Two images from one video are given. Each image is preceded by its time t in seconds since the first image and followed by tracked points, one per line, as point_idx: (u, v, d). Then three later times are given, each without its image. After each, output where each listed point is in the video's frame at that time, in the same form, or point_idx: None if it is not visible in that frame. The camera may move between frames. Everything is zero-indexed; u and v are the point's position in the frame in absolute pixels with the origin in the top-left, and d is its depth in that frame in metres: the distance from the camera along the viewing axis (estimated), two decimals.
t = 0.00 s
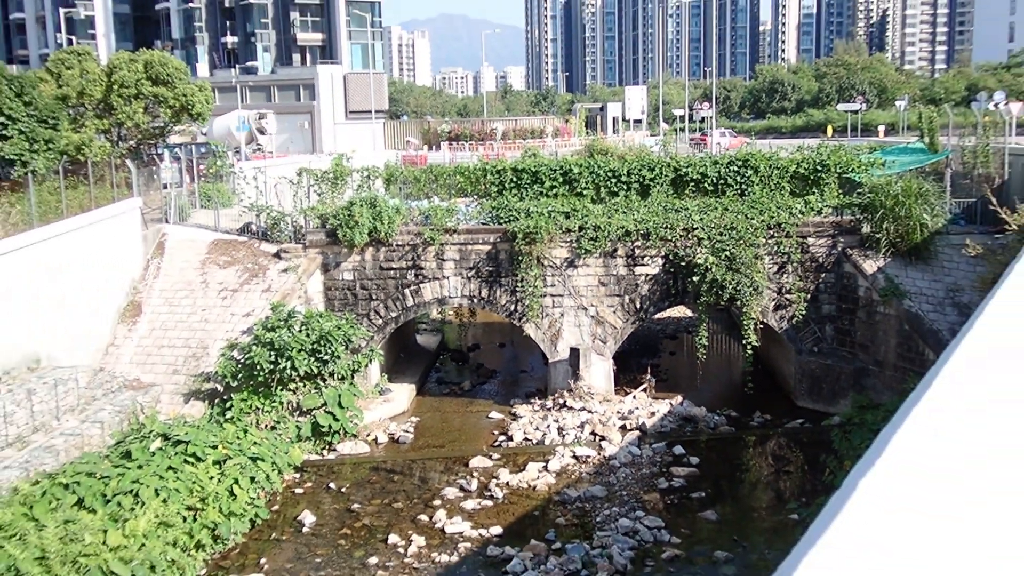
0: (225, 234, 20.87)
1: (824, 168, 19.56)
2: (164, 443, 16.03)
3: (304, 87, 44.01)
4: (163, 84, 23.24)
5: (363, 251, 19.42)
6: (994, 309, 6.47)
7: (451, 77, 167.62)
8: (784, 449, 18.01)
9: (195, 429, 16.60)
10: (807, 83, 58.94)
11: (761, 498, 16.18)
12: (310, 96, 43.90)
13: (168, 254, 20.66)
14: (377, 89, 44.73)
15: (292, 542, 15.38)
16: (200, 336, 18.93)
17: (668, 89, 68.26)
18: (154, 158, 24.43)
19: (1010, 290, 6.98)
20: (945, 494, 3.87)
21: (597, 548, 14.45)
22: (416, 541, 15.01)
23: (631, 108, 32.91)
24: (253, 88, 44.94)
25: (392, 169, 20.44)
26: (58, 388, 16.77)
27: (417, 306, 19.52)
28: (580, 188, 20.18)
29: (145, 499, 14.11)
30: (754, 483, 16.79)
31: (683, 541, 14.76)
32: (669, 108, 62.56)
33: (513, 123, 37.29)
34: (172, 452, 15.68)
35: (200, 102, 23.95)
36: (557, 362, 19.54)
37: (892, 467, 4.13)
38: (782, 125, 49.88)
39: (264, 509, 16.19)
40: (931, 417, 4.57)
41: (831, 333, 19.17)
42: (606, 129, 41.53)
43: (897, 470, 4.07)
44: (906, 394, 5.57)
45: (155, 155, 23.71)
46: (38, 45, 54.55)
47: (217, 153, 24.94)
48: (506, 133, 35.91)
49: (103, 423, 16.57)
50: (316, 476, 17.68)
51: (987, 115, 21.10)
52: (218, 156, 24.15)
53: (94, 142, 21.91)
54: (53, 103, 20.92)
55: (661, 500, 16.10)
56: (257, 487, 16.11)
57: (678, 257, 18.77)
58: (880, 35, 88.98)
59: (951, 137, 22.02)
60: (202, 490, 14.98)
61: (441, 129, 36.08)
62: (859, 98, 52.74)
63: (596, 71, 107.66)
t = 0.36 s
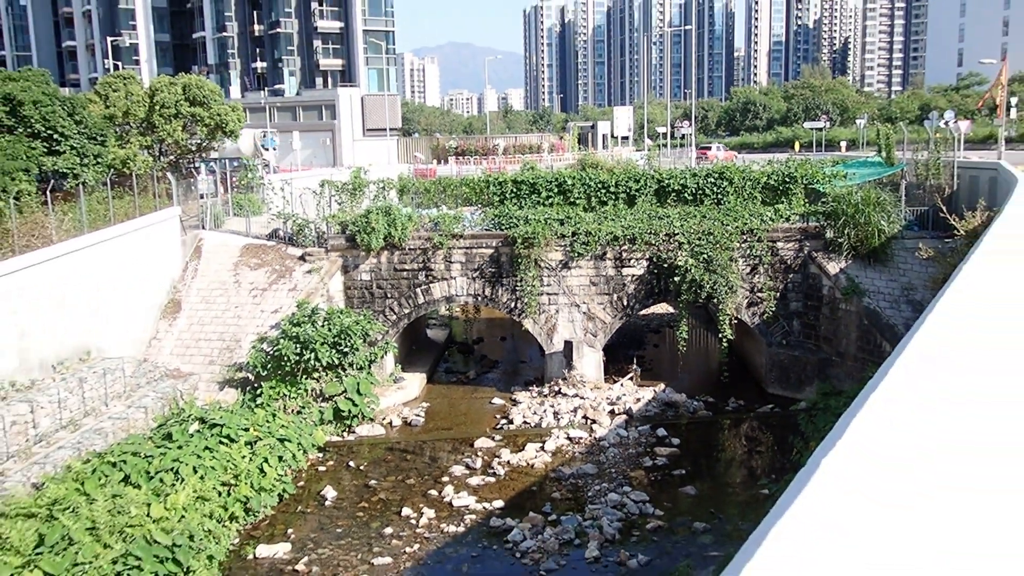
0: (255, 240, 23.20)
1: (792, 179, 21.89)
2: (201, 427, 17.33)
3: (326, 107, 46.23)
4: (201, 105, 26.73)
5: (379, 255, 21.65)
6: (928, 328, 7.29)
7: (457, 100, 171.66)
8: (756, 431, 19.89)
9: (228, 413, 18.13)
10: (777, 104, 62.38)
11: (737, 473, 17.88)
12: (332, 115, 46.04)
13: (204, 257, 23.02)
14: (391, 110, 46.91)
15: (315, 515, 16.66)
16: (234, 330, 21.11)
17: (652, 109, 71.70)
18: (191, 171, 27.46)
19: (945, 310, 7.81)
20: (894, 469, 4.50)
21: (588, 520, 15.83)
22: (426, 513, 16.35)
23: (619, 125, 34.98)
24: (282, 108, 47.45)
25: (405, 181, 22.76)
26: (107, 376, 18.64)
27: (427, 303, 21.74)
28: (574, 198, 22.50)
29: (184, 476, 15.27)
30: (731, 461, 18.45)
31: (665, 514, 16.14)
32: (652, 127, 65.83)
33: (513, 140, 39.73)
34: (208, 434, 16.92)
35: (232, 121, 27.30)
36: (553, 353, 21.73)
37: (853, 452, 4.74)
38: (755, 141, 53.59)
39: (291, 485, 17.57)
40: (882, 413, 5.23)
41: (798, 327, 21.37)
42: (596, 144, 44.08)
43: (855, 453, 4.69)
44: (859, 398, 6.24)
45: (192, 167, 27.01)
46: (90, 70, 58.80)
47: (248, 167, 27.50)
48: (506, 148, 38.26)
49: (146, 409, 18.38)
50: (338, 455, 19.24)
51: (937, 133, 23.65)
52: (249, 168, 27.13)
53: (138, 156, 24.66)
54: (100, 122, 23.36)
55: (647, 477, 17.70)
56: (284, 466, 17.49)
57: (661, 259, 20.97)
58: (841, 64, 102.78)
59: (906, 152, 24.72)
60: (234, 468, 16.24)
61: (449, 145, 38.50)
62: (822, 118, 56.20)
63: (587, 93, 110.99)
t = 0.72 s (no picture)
0: (267, 240, 23.81)
1: (789, 181, 22.47)
2: (215, 422, 17.86)
3: (336, 111, 46.39)
4: (215, 109, 27.39)
5: (387, 255, 22.23)
6: (917, 330, 7.62)
7: (463, 105, 172.83)
8: (755, 427, 20.39)
9: (242, 410, 18.68)
10: (773, 107, 63.15)
11: (735, 467, 18.43)
12: (340, 118, 46.19)
13: (218, 257, 23.66)
14: (399, 110, 47.67)
15: (325, 508, 17.20)
16: (246, 329, 21.69)
17: (652, 112, 72.45)
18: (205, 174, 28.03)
19: (933, 311, 8.17)
20: (889, 459, 4.80)
21: (591, 513, 16.38)
22: (433, 507, 16.89)
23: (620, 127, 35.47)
24: (293, 113, 47.88)
25: (412, 184, 23.36)
26: (124, 373, 19.22)
27: (433, 302, 22.32)
28: (577, 200, 23.08)
29: (199, 470, 15.81)
30: (730, 456, 18.98)
31: (666, 507, 16.71)
32: (652, 130, 66.56)
33: (517, 142, 40.29)
34: (222, 430, 17.44)
35: (245, 124, 27.88)
36: (556, 351, 22.26)
37: (850, 444, 5.04)
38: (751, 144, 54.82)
39: (302, 479, 18.11)
40: (877, 409, 5.54)
41: (796, 325, 21.85)
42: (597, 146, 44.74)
43: (852, 447, 4.99)
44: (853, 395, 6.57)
45: (206, 170, 27.67)
46: (109, 76, 59.40)
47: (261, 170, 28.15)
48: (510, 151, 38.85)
49: (162, 405, 18.93)
50: (347, 451, 19.80)
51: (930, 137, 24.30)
52: (261, 170, 27.73)
53: (153, 160, 25.33)
54: (118, 127, 24.28)
55: (647, 471, 18.24)
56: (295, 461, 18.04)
57: (662, 260, 21.50)
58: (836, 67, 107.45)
59: (900, 155, 25.35)
60: (247, 464, 16.77)
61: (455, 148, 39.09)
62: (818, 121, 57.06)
63: (589, 95, 111.47)
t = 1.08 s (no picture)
0: (267, 257, 23.77)
1: (788, 202, 22.58)
2: (211, 440, 17.75)
3: (337, 129, 47.00)
4: (216, 127, 27.75)
5: (387, 273, 22.21)
6: (914, 354, 7.54)
7: (464, 124, 173.78)
8: (755, 447, 20.30)
9: (239, 428, 18.55)
10: (773, 126, 63.45)
11: (734, 487, 18.33)
12: (342, 136, 46.94)
13: (216, 274, 23.59)
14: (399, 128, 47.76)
15: (322, 527, 17.05)
16: (244, 346, 21.60)
17: (652, 133, 72.82)
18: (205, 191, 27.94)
19: (931, 334, 8.09)
20: (887, 491, 4.70)
21: (589, 534, 16.26)
22: (430, 527, 16.77)
23: (620, 146, 35.60)
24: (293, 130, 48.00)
25: (412, 201, 23.37)
26: (121, 390, 19.12)
27: (432, 320, 22.27)
28: (576, 218, 23.13)
29: (195, 488, 15.70)
30: (729, 476, 18.89)
31: (664, 528, 16.61)
32: (652, 149, 66.92)
33: (516, 161, 40.41)
34: (219, 448, 17.34)
35: (247, 142, 28.39)
36: (555, 370, 22.21)
37: (848, 473, 4.94)
38: (751, 163, 55.28)
39: (298, 498, 17.97)
40: (875, 437, 5.44)
41: (795, 344, 21.77)
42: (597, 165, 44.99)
43: (851, 475, 4.90)
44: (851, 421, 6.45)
45: (206, 187, 27.67)
46: (110, 92, 59.37)
47: (262, 187, 28.21)
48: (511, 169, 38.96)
49: (159, 422, 18.80)
50: (344, 469, 19.66)
51: (927, 156, 24.34)
52: (261, 188, 27.72)
53: (154, 176, 25.41)
54: (119, 144, 24.30)
55: (647, 492, 18.13)
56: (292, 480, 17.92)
57: (661, 279, 21.49)
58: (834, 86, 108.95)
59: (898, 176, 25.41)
60: (243, 482, 16.67)
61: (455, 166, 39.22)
62: (817, 140, 57.36)
63: (590, 115, 112.25)
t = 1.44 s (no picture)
0: (272, 308, 23.85)
1: (792, 247, 22.66)
2: (216, 493, 17.66)
3: (342, 179, 46.68)
4: (224, 179, 28.12)
5: (392, 322, 22.24)
6: (924, 407, 7.39)
7: (469, 173, 175.41)
8: (765, 495, 20.03)
9: (243, 481, 18.42)
10: (776, 172, 63.89)
11: (745, 537, 18.04)
12: (347, 186, 46.64)
13: (222, 324, 23.64)
14: (403, 180, 47.96)
15: None
16: (249, 397, 21.53)
17: (655, 180, 73.37)
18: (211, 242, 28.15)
19: (940, 387, 7.94)
20: (899, 561, 4.54)
21: None
22: None
23: (623, 194, 35.72)
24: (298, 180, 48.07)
25: (417, 250, 23.51)
26: (125, 443, 18.98)
27: (438, 369, 22.19)
28: (581, 265, 23.20)
29: (199, 542, 15.53)
30: (739, 526, 18.61)
31: None
32: (656, 196, 67.43)
33: (520, 209, 40.60)
34: (223, 502, 17.25)
35: (254, 194, 28.61)
36: (562, 418, 22.05)
37: (857, 541, 4.78)
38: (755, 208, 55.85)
39: (304, 552, 17.69)
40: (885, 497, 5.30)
41: (803, 391, 21.63)
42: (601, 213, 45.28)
43: (861, 544, 4.74)
44: (863, 482, 6.30)
45: (212, 239, 27.88)
46: (118, 146, 60.04)
47: (268, 239, 28.42)
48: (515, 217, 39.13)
49: (163, 475, 18.64)
50: (350, 521, 19.37)
51: (930, 200, 24.42)
52: (265, 239, 28.04)
53: (160, 229, 25.65)
54: (126, 197, 24.55)
55: (656, 542, 17.87)
56: (297, 532, 17.70)
57: (666, 325, 21.43)
58: (836, 132, 107.78)
59: (901, 220, 25.50)
60: (248, 536, 16.45)
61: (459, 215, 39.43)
62: (821, 185, 57.68)
63: (593, 162, 112.79)
